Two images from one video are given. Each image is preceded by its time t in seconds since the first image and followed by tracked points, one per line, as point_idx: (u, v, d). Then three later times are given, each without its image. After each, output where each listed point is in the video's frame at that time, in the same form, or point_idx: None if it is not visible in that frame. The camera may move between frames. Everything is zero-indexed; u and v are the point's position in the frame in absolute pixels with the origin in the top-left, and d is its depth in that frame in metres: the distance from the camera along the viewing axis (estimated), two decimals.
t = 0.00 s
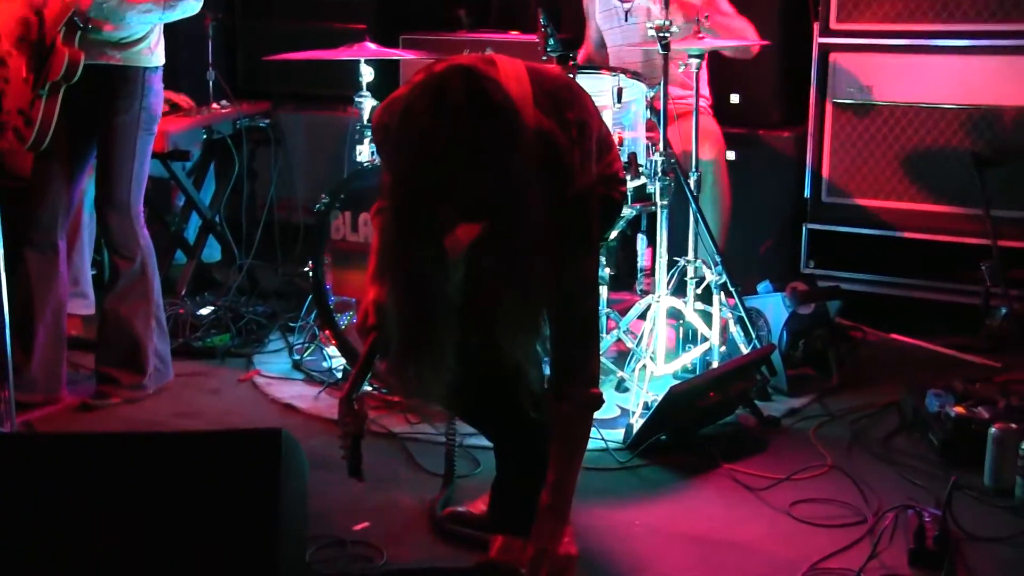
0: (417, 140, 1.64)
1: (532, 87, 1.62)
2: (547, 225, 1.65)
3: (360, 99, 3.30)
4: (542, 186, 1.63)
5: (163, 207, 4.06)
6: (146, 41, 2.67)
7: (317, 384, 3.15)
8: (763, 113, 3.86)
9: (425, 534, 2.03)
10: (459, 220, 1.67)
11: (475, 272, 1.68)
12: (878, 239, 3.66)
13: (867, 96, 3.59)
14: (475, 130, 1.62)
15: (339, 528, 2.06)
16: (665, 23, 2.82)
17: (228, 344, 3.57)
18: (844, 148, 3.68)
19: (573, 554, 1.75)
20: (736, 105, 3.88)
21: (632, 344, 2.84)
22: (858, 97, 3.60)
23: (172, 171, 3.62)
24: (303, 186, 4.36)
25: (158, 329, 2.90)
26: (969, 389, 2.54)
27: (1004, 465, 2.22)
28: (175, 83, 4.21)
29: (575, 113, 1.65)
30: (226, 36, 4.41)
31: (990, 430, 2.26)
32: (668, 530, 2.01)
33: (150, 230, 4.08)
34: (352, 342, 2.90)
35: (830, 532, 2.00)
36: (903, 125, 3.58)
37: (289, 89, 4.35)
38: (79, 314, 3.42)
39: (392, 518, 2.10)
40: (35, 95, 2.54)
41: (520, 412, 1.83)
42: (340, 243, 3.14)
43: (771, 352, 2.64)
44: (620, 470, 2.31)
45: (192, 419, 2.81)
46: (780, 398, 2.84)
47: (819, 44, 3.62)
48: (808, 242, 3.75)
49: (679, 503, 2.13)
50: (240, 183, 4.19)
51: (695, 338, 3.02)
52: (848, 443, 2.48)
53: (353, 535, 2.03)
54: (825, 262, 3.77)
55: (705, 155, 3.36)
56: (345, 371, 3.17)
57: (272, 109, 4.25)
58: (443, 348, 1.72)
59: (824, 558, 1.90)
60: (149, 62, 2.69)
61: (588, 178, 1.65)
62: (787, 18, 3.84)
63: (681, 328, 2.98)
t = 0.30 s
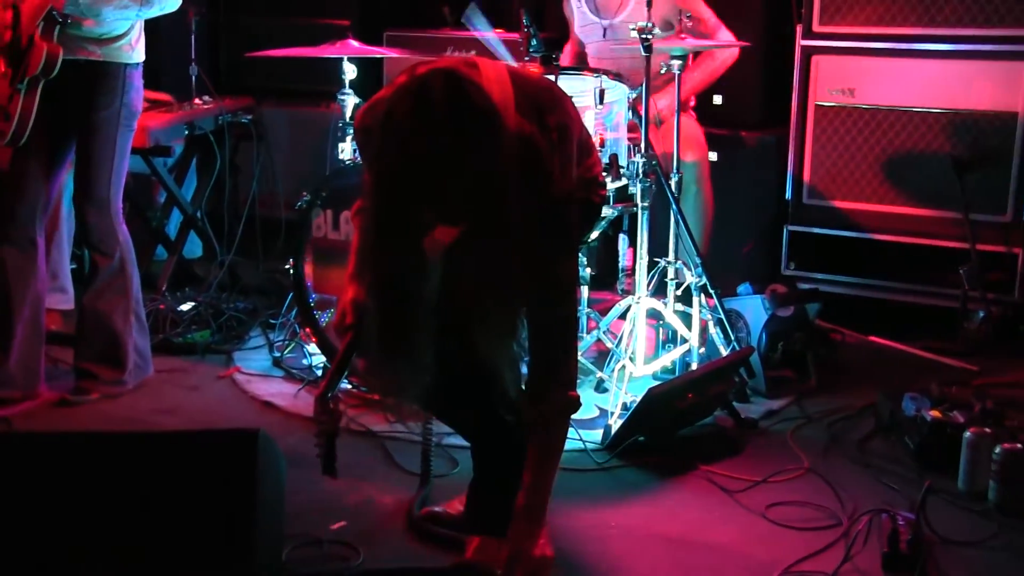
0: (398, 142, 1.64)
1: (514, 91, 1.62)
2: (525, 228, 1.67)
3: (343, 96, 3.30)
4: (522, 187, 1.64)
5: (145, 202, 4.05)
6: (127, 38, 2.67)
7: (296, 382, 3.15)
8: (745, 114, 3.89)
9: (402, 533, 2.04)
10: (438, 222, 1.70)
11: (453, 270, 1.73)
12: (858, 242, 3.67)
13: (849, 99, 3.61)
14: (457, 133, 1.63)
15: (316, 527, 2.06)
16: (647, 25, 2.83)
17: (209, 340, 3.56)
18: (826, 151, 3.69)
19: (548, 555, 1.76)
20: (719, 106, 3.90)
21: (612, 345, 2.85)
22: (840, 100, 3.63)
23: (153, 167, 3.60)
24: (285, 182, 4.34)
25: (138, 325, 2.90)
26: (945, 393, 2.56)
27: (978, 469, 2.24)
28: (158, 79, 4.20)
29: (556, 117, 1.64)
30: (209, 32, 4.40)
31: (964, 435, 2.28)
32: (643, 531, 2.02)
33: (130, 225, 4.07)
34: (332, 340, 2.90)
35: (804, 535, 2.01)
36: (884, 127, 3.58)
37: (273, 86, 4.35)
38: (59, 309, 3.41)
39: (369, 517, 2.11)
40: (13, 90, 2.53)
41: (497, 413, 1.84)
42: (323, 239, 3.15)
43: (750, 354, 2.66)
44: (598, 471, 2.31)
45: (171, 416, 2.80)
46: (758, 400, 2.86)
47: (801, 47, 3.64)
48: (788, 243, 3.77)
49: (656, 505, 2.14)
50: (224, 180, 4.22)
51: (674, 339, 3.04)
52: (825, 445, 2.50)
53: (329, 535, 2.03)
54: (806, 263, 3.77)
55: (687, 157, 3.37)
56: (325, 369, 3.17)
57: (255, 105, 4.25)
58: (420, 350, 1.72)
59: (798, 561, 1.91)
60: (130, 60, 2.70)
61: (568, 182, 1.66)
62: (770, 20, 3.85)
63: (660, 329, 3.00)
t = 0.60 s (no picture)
0: (384, 148, 1.66)
1: (500, 96, 1.62)
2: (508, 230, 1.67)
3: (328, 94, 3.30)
4: (506, 192, 1.65)
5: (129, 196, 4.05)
6: (110, 32, 2.67)
7: (279, 379, 3.15)
8: (733, 116, 3.86)
9: (382, 532, 2.04)
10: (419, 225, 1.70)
11: (437, 273, 1.71)
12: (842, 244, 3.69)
13: (833, 102, 3.62)
14: (442, 138, 1.64)
15: (296, 525, 2.07)
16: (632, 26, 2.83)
17: (192, 336, 3.56)
18: (810, 153, 3.70)
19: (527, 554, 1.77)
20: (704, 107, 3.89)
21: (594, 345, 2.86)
22: (824, 103, 3.64)
23: (137, 163, 3.60)
24: (270, 177, 4.32)
25: (120, 321, 2.90)
26: (924, 396, 2.57)
27: (955, 472, 2.25)
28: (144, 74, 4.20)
29: (540, 121, 1.65)
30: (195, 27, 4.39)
31: (942, 438, 2.30)
32: (622, 531, 2.03)
33: (114, 220, 4.06)
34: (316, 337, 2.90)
35: (781, 537, 2.02)
36: (868, 129, 3.60)
37: (259, 82, 4.34)
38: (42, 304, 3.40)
39: (350, 515, 2.11)
40: None
41: (478, 414, 1.86)
42: (308, 236, 3.15)
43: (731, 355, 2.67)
44: (578, 471, 2.32)
45: (152, 412, 2.80)
46: (739, 401, 2.87)
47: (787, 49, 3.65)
48: (773, 245, 3.79)
49: (636, 505, 2.15)
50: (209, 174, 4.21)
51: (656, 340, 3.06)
52: (804, 447, 2.51)
53: (309, 533, 2.04)
54: (789, 264, 3.80)
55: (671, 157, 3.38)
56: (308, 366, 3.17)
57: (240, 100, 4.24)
58: (403, 350, 1.75)
59: (774, 562, 1.92)
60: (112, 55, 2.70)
61: (551, 186, 1.66)
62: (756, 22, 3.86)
63: (643, 329, 3.01)
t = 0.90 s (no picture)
0: (379, 142, 1.68)
1: (495, 93, 1.64)
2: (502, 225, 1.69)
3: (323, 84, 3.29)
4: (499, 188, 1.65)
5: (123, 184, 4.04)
6: (104, 22, 2.67)
7: (271, 369, 3.15)
8: (725, 111, 3.87)
9: (371, 523, 2.05)
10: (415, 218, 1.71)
11: (428, 265, 1.72)
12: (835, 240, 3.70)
13: (827, 99, 3.63)
14: (436, 132, 1.65)
15: (285, 515, 2.07)
16: (626, 21, 2.83)
17: (184, 325, 3.56)
18: (804, 150, 3.70)
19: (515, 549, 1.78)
20: (699, 101, 3.90)
21: (586, 337, 2.87)
22: (819, 100, 3.64)
23: (132, 151, 3.59)
24: (264, 167, 4.31)
25: (112, 310, 2.90)
26: (915, 394, 2.58)
27: (944, 471, 2.27)
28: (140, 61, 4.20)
29: (535, 117, 1.66)
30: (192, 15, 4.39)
31: (931, 437, 2.31)
32: (612, 526, 2.04)
33: (108, 207, 4.06)
34: (308, 328, 2.90)
35: (771, 534, 2.04)
36: (862, 126, 3.60)
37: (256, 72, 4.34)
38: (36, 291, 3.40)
39: (339, 506, 2.12)
40: None
41: (471, 410, 1.86)
42: (300, 227, 3.15)
43: (721, 350, 2.67)
44: (567, 464, 2.33)
45: (144, 400, 2.81)
46: (730, 397, 2.88)
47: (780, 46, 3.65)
48: (764, 240, 3.79)
49: (626, 500, 2.15)
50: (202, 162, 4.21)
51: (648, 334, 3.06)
52: (794, 444, 2.52)
53: (298, 523, 2.04)
54: (781, 260, 3.80)
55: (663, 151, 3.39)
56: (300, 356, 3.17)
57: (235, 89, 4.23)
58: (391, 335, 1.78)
59: (763, 559, 1.93)
60: (107, 45, 2.69)
61: (545, 183, 1.67)
62: (753, 17, 3.86)
63: (634, 323, 3.01)
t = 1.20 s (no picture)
0: (403, 178, 1.69)
1: (519, 129, 1.64)
2: (525, 262, 1.69)
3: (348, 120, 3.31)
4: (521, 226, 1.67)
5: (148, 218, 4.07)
6: (131, 58, 2.70)
7: (292, 405, 3.15)
8: (745, 148, 3.89)
9: (389, 561, 2.04)
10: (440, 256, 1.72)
11: (451, 300, 1.72)
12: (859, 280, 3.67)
13: (850, 138, 3.63)
14: (460, 168, 1.66)
15: (303, 553, 2.07)
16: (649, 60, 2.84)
17: (206, 359, 3.57)
18: (827, 190, 3.70)
19: None
20: (722, 140, 3.90)
21: (607, 376, 2.86)
22: (841, 139, 3.64)
23: (158, 186, 3.61)
24: (288, 203, 4.31)
25: (134, 344, 2.91)
26: (938, 436, 2.56)
27: (969, 515, 2.25)
28: (168, 97, 4.23)
29: (558, 155, 1.66)
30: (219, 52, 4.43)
31: (957, 481, 2.29)
32: (633, 567, 2.03)
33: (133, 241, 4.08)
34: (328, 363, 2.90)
35: None
36: (885, 166, 3.59)
37: (282, 108, 4.37)
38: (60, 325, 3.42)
39: (357, 544, 2.11)
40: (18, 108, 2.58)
41: (491, 451, 1.84)
42: (323, 263, 3.16)
43: (743, 391, 2.66)
44: (587, 504, 2.32)
45: (165, 434, 2.81)
46: (752, 437, 2.87)
47: (804, 85, 3.67)
48: (787, 279, 3.77)
49: (646, 541, 2.14)
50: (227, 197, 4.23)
51: (670, 374, 3.06)
52: (816, 486, 2.50)
53: (317, 561, 2.04)
54: (804, 299, 3.78)
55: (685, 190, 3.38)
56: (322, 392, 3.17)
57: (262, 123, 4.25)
58: (413, 376, 1.76)
59: None
60: (133, 82, 2.72)
61: (568, 222, 1.68)
62: (777, 57, 3.87)
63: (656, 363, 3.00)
